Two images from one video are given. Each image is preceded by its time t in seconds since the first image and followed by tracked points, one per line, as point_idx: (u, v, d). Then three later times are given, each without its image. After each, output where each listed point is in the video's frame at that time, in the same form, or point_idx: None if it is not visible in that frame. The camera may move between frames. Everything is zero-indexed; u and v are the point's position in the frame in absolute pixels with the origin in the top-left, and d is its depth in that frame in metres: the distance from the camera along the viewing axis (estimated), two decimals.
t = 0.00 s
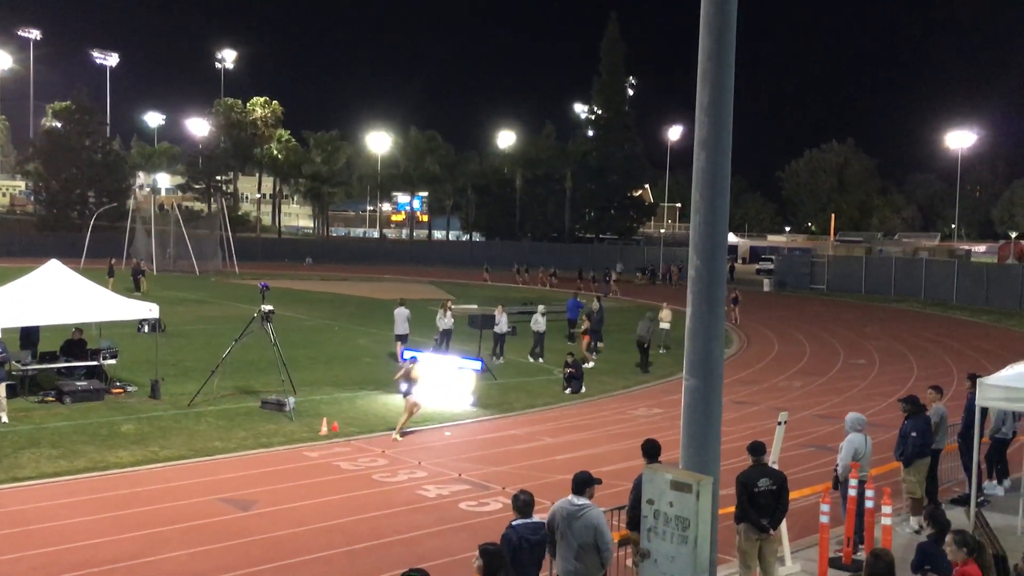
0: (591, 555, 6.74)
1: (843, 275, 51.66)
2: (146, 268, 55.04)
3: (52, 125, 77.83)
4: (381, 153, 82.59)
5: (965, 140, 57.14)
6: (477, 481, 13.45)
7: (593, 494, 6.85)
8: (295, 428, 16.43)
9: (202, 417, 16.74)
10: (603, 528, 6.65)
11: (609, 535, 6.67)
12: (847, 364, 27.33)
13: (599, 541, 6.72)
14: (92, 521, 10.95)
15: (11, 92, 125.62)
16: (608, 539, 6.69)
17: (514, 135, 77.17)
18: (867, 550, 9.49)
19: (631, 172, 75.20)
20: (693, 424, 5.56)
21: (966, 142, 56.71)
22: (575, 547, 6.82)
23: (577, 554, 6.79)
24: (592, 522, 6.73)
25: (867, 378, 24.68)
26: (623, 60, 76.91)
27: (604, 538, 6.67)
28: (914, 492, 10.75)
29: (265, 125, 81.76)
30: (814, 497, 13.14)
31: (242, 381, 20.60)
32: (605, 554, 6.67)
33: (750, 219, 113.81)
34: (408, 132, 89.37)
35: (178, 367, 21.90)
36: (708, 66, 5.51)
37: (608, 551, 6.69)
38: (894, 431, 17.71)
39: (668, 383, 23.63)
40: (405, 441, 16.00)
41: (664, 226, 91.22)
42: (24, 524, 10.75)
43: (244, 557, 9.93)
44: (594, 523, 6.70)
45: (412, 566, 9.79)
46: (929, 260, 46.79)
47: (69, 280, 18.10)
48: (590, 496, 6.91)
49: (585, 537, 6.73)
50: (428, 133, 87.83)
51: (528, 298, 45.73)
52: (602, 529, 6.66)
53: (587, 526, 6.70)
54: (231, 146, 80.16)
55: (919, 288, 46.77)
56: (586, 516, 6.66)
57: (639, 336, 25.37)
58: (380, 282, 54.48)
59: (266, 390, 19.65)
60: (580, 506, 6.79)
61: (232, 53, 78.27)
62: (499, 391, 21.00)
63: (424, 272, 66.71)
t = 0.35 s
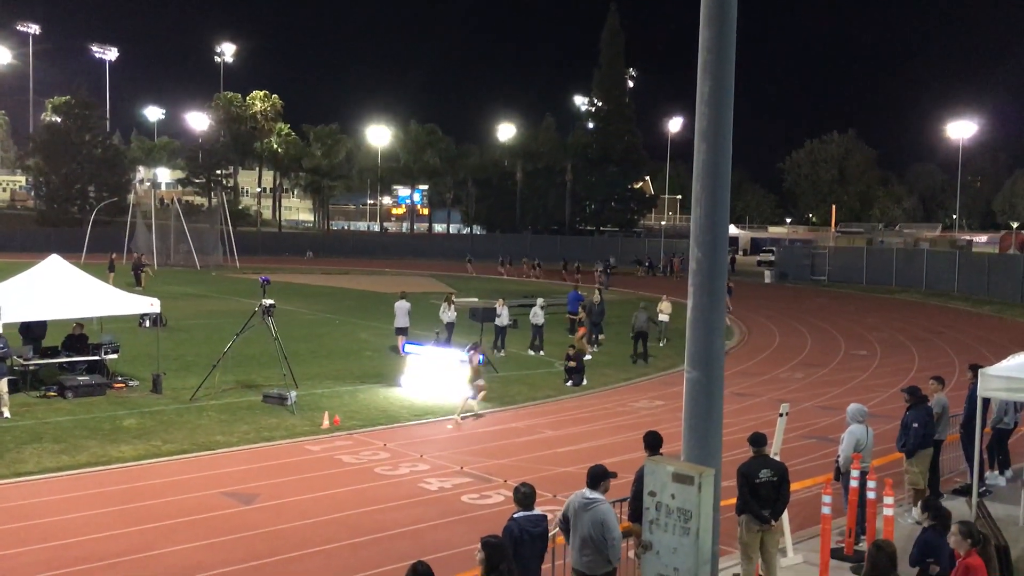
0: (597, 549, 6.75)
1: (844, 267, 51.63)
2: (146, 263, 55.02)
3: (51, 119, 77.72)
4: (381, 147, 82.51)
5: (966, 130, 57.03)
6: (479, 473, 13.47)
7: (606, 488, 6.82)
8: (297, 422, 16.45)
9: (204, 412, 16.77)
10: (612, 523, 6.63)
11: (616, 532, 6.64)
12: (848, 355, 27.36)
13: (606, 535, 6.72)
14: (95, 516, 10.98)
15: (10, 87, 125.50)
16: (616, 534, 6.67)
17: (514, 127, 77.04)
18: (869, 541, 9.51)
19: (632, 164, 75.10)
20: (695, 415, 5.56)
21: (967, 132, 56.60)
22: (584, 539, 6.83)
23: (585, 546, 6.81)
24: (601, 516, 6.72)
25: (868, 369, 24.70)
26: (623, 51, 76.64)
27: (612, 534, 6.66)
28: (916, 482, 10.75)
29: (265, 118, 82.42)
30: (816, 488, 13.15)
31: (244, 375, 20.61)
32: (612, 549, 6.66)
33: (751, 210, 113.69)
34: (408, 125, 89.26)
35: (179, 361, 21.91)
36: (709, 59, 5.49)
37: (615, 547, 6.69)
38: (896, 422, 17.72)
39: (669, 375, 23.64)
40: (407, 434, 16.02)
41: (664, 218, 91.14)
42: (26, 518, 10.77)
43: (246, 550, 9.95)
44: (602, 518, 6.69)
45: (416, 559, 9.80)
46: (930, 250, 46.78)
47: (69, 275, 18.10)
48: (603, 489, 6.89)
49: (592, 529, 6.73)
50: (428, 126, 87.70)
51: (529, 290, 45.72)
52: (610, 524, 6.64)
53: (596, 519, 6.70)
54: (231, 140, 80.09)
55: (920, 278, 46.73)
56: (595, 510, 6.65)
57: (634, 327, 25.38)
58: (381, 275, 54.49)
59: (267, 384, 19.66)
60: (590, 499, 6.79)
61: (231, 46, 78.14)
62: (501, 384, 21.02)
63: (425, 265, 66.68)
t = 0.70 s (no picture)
0: (614, 535, 6.78)
1: (860, 253, 51.30)
2: (162, 253, 55.32)
3: (66, 111, 78.18)
4: (394, 136, 82.49)
5: (983, 115, 56.40)
6: (494, 461, 13.53)
7: (629, 476, 6.79)
8: (312, 411, 16.55)
9: (220, 401, 16.90)
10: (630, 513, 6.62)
11: (629, 522, 6.64)
12: (864, 342, 27.23)
13: (623, 522, 6.72)
14: (114, 505, 11.10)
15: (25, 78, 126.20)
16: (633, 522, 6.68)
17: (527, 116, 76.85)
18: (883, 528, 9.50)
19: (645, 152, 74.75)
20: (711, 401, 5.54)
21: (985, 116, 55.95)
22: (602, 524, 6.87)
23: (604, 530, 6.85)
24: (619, 503, 6.72)
25: (885, 355, 24.58)
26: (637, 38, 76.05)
27: (628, 522, 6.66)
28: (932, 469, 10.70)
29: (279, 109, 82.51)
30: (831, 475, 13.11)
31: (260, 364, 20.75)
32: (628, 538, 6.67)
33: (766, 197, 112.99)
34: (421, 115, 89.20)
35: (196, 351, 22.06)
36: (723, 41, 5.45)
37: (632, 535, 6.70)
38: (912, 409, 17.64)
39: (684, 363, 23.59)
40: (422, 423, 16.10)
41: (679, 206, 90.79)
42: (45, 507, 10.91)
43: (263, 539, 10.04)
44: (620, 505, 6.69)
45: (430, 548, 9.84)
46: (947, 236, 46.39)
47: (86, 267, 18.24)
48: (626, 477, 6.87)
49: (609, 515, 6.75)
50: (441, 116, 87.53)
51: (542, 279, 45.71)
52: (626, 512, 6.64)
53: (615, 506, 6.70)
54: (245, 131, 80.34)
55: (937, 265, 46.40)
56: (614, 498, 6.64)
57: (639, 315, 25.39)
58: (395, 265, 54.61)
59: (283, 374, 19.79)
60: (611, 485, 6.79)
61: (245, 37, 78.27)
62: (515, 372, 21.07)
63: (439, 254, 66.75)
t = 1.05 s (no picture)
0: (639, 522, 6.81)
1: (879, 241, 50.83)
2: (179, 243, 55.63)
3: (84, 101, 78.68)
4: (409, 125, 82.32)
5: (1005, 101, 55.55)
6: (510, 450, 13.57)
7: (655, 463, 6.83)
8: (329, 399, 16.65)
9: (238, 389, 17.04)
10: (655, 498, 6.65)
11: (654, 507, 6.68)
12: (883, 330, 27.04)
13: (648, 509, 6.76)
14: (133, 491, 11.24)
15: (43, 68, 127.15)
16: (657, 508, 6.71)
17: (543, 103, 76.55)
18: (902, 517, 9.47)
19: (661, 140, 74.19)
20: (727, 390, 5.53)
21: (1007, 103, 55.12)
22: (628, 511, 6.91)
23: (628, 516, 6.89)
24: (645, 489, 6.76)
25: (903, 345, 24.40)
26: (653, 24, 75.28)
27: (652, 508, 6.70)
28: (952, 458, 10.63)
29: (294, 97, 82.47)
30: (849, 464, 13.07)
31: (277, 353, 20.89)
32: (651, 524, 6.71)
33: (783, 184, 112.07)
34: (436, 103, 88.96)
35: (213, 340, 22.24)
36: (740, 29, 5.41)
37: (656, 521, 6.73)
38: (931, 398, 17.51)
39: (700, 351, 23.52)
40: (438, 411, 16.17)
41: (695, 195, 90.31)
42: (67, 494, 11.07)
43: (280, 525, 10.14)
44: (644, 491, 6.73)
45: (446, 535, 9.90)
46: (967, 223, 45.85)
47: (104, 255, 18.37)
48: (652, 464, 6.91)
49: (633, 501, 6.80)
50: (456, 103, 87.32)
51: (558, 268, 45.64)
52: (650, 498, 6.67)
53: (640, 492, 6.73)
54: (261, 120, 80.50)
55: (957, 253, 45.91)
56: (638, 484, 6.68)
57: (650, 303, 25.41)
58: (410, 254, 54.69)
59: (301, 362, 19.92)
60: (637, 472, 6.82)
61: (260, 26, 78.29)
62: (532, 360, 21.12)
63: (454, 243, 66.70)
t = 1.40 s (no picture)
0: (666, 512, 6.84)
1: (889, 236, 50.57)
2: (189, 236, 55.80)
3: (95, 94, 78.99)
4: (418, 118, 82.25)
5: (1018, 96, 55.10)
6: (518, 444, 13.58)
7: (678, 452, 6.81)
8: (338, 393, 16.69)
9: (247, 382, 17.12)
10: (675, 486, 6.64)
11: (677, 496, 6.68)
12: (893, 326, 26.91)
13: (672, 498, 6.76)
14: (145, 483, 11.32)
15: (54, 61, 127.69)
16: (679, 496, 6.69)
17: (553, 97, 76.42)
18: (912, 513, 9.44)
19: (672, 134, 73.91)
20: (736, 385, 5.53)
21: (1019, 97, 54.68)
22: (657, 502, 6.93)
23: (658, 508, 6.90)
24: (669, 479, 6.75)
25: (913, 340, 24.29)
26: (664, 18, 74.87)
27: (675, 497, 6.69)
28: (962, 454, 10.59)
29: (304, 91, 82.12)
30: (858, 460, 13.04)
31: (287, 346, 20.97)
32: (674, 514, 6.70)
33: (794, 179, 111.56)
34: (445, 96, 88.84)
35: (223, 332, 22.34)
36: (751, 24, 5.39)
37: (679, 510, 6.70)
38: (942, 394, 17.43)
39: (710, 347, 23.47)
40: (446, 405, 16.20)
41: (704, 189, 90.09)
42: (79, 485, 11.16)
43: (289, 518, 10.19)
44: (666, 481, 6.73)
45: (454, 529, 9.94)
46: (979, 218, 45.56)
47: (115, 248, 18.46)
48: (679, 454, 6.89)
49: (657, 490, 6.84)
50: (465, 97, 87.29)
51: (567, 262, 45.63)
52: (672, 488, 6.66)
53: (664, 481, 6.75)
54: (271, 113, 80.66)
55: (968, 248, 45.68)
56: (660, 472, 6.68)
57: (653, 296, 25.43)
58: (419, 247, 54.71)
59: (310, 355, 19.99)
60: (661, 462, 6.84)
61: (270, 19, 78.35)
62: (540, 354, 21.15)
63: (463, 237, 66.64)
